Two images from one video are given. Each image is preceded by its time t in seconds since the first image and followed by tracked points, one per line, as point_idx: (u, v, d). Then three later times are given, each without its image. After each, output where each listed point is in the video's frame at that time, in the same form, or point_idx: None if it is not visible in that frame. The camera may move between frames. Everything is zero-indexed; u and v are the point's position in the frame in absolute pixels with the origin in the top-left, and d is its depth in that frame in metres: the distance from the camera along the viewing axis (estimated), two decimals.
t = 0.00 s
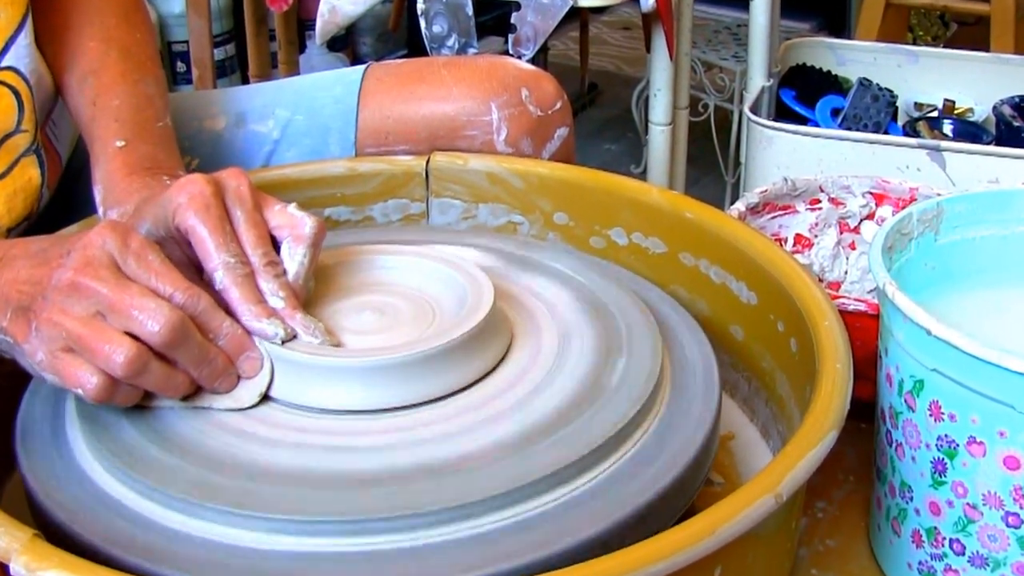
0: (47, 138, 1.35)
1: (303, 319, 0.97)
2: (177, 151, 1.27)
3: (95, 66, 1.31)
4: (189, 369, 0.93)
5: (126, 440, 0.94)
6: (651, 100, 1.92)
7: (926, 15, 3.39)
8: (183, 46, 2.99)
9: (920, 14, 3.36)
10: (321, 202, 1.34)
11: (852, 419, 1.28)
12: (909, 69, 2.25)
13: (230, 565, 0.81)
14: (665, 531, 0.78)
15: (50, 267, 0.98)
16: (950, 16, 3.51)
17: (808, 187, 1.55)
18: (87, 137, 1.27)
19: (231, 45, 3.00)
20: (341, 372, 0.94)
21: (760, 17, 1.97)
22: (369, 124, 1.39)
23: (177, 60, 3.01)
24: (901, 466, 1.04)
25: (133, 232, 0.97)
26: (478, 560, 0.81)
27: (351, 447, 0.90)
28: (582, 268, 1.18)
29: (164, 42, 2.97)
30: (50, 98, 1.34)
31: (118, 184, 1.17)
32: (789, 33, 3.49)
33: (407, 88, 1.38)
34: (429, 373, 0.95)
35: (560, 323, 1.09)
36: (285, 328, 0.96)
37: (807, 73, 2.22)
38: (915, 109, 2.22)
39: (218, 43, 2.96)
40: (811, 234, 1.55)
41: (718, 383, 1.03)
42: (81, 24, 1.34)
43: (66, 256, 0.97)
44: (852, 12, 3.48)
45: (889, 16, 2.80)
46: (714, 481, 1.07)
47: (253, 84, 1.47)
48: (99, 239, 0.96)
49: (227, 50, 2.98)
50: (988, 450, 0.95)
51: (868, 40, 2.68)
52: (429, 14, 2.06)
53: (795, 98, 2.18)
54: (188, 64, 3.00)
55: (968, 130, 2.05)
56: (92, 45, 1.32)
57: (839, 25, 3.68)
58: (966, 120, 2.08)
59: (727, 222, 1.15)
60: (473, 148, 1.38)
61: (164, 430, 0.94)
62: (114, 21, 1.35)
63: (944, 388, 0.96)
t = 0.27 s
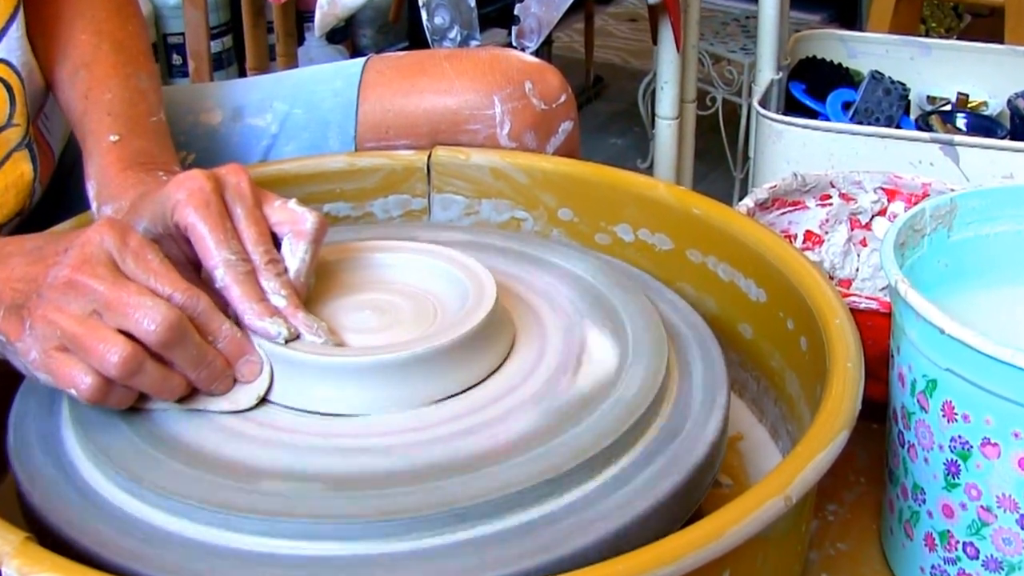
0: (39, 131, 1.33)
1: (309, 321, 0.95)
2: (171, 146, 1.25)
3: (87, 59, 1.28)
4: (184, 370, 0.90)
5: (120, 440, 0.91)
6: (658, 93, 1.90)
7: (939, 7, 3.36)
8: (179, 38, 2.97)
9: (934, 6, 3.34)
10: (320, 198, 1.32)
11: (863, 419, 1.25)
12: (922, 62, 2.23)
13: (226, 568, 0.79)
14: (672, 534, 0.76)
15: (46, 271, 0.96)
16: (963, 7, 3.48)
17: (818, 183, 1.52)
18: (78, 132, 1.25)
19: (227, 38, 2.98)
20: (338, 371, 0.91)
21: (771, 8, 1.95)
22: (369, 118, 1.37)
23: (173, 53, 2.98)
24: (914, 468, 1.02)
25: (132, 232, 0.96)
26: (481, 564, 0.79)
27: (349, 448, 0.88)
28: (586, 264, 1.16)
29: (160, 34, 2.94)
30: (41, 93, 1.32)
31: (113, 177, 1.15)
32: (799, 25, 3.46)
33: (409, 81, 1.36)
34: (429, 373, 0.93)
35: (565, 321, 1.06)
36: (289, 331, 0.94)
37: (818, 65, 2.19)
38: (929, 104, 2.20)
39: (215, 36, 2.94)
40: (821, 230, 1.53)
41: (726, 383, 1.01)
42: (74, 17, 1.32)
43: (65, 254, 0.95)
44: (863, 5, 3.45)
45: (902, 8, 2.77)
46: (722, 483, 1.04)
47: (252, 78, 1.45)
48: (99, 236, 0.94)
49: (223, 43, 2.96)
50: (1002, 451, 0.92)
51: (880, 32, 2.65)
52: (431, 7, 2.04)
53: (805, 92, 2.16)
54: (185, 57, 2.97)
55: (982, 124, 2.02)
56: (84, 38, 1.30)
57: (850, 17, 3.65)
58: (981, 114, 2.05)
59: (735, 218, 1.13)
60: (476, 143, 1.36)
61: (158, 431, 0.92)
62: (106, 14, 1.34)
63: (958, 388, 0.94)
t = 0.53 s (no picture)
0: (31, 125, 1.32)
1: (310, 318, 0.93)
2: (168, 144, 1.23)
3: (83, 54, 1.27)
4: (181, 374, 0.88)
5: (114, 441, 0.89)
6: (664, 87, 1.87)
7: None
8: (175, 31, 2.94)
9: None
10: (319, 193, 1.30)
11: (874, 420, 1.23)
12: (934, 54, 2.20)
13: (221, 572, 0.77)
14: (677, 538, 0.74)
15: (43, 271, 0.95)
16: None
17: (828, 177, 1.52)
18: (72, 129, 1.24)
19: (225, 31, 2.96)
20: (336, 370, 0.89)
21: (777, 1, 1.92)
22: (370, 113, 1.35)
23: (169, 46, 2.96)
24: (926, 469, 1.00)
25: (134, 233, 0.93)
26: (482, 568, 0.77)
27: (348, 450, 0.86)
28: (590, 262, 1.14)
29: (156, 27, 2.92)
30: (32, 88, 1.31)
31: (110, 175, 1.13)
32: (808, 18, 3.43)
33: (410, 75, 1.34)
34: (429, 372, 0.90)
35: (569, 320, 1.04)
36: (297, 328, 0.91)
37: (828, 58, 2.17)
38: (941, 98, 2.18)
39: (212, 28, 2.91)
40: (830, 227, 1.48)
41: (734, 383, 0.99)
42: (69, 12, 1.30)
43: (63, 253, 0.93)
44: None
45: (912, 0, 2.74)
46: (730, 485, 1.02)
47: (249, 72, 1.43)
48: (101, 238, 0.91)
49: (221, 36, 2.93)
50: (1016, 453, 0.90)
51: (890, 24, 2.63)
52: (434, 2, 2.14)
53: (813, 84, 2.13)
54: (181, 50, 2.95)
55: (995, 118, 2.00)
56: (79, 33, 1.28)
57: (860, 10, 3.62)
58: (993, 108, 2.02)
59: (743, 214, 1.11)
60: (478, 138, 1.34)
61: (153, 431, 0.90)
62: (102, 8, 1.32)
63: (971, 389, 0.92)
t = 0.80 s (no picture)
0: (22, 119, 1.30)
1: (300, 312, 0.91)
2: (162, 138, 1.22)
3: (75, 47, 1.25)
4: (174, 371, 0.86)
5: (108, 440, 0.88)
6: (670, 81, 1.85)
7: None
8: (172, 24, 2.92)
9: None
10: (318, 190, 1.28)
11: (885, 420, 1.21)
12: (945, 48, 2.17)
13: None
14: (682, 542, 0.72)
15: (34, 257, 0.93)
16: None
17: (836, 174, 1.48)
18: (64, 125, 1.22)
19: (222, 23, 2.94)
20: (332, 367, 0.87)
21: None
22: (370, 107, 1.33)
23: (166, 39, 2.94)
24: (936, 471, 0.97)
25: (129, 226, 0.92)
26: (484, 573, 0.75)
27: (345, 451, 0.83)
28: (594, 259, 1.12)
29: (152, 20, 2.90)
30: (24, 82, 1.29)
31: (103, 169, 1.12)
32: (816, 10, 3.40)
33: (411, 69, 1.32)
34: (429, 373, 0.88)
35: (572, 318, 1.02)
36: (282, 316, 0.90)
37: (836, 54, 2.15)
38: (953, 91, 2.16)
39: (210, 21, 2.89)
40: (840, 223, 1.48)
41: (741, 382, 0.97)
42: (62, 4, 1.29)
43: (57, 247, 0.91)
44: None
45: None
46: (737, 487, 1.01)
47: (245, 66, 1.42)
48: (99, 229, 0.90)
49: (219, 28, 2.91)
50: None
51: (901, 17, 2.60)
52: None
53: (822, 79, 2.11)
54: (178, 43, 2.93)
55: (1008, 114, 1.97)
56: (72, 26, 1.27)
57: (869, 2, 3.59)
58: (1006, 103, 2.00)
59: (751, 211, 1.09)
60: (481, 133, 1.32)
61: (148, 431, 0.88)
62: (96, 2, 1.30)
63: (983, 389, 0.90)
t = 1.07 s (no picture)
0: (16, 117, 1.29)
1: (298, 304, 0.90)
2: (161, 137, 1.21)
3: (72, 46, 1.23)
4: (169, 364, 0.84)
5: (102, 439, 0.86)
6: (676, 76, 1.83)
7: None
8: (168, 17, 2.90)
9: None
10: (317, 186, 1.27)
11: (894, 421, 1.19)
12: (955, 42, 2.16)
13: None
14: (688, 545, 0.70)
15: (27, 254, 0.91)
16: None
17: (845, 170, 1.45)
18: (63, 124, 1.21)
19: (219, 17, 2.92)
20: (332, 366, 0.85)
21: None
22: (370, 102, 1.32)
23: (162, 33, 2.92)
24: (947, 472, 0.96)
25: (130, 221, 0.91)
26: None
27: (344, 452, 0.82)
28: (598, 256, 1.10)
29: (148, 14, 2.88)
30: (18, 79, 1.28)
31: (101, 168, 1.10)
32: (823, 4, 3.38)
33: (411, 63, 1.30)
34: (431, 373, 0.87)
35: (577, 316, 1.00)
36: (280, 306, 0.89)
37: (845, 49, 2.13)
38: (962, 86, 2.14)
39: (207, 15, 2.87)
40: (848, 221, 1.47)
41: (748, 382, 0.95)
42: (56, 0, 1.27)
43: (51, 240, 0.90)
44: None
45: None
46: (744, 489, 0.99)
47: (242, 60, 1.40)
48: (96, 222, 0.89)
49: (215, 22, 2.89)
50: None
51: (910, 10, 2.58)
52: None
53: (830, 74, 2.09)
54: (174, 37, 2.91)
55: (1019, 108, 1.95)
56: (68, 23, 1.25)
57: None
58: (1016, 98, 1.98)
59: (758, 208, 1.07)
60: (482, 127, 1.31)
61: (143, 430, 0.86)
62: None
63: (995, 389, 0.88)
